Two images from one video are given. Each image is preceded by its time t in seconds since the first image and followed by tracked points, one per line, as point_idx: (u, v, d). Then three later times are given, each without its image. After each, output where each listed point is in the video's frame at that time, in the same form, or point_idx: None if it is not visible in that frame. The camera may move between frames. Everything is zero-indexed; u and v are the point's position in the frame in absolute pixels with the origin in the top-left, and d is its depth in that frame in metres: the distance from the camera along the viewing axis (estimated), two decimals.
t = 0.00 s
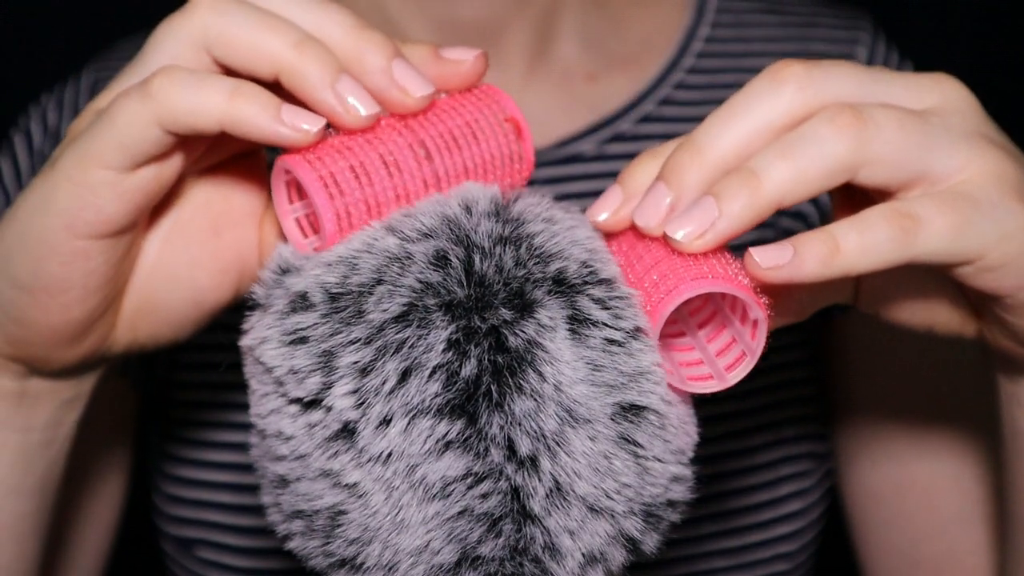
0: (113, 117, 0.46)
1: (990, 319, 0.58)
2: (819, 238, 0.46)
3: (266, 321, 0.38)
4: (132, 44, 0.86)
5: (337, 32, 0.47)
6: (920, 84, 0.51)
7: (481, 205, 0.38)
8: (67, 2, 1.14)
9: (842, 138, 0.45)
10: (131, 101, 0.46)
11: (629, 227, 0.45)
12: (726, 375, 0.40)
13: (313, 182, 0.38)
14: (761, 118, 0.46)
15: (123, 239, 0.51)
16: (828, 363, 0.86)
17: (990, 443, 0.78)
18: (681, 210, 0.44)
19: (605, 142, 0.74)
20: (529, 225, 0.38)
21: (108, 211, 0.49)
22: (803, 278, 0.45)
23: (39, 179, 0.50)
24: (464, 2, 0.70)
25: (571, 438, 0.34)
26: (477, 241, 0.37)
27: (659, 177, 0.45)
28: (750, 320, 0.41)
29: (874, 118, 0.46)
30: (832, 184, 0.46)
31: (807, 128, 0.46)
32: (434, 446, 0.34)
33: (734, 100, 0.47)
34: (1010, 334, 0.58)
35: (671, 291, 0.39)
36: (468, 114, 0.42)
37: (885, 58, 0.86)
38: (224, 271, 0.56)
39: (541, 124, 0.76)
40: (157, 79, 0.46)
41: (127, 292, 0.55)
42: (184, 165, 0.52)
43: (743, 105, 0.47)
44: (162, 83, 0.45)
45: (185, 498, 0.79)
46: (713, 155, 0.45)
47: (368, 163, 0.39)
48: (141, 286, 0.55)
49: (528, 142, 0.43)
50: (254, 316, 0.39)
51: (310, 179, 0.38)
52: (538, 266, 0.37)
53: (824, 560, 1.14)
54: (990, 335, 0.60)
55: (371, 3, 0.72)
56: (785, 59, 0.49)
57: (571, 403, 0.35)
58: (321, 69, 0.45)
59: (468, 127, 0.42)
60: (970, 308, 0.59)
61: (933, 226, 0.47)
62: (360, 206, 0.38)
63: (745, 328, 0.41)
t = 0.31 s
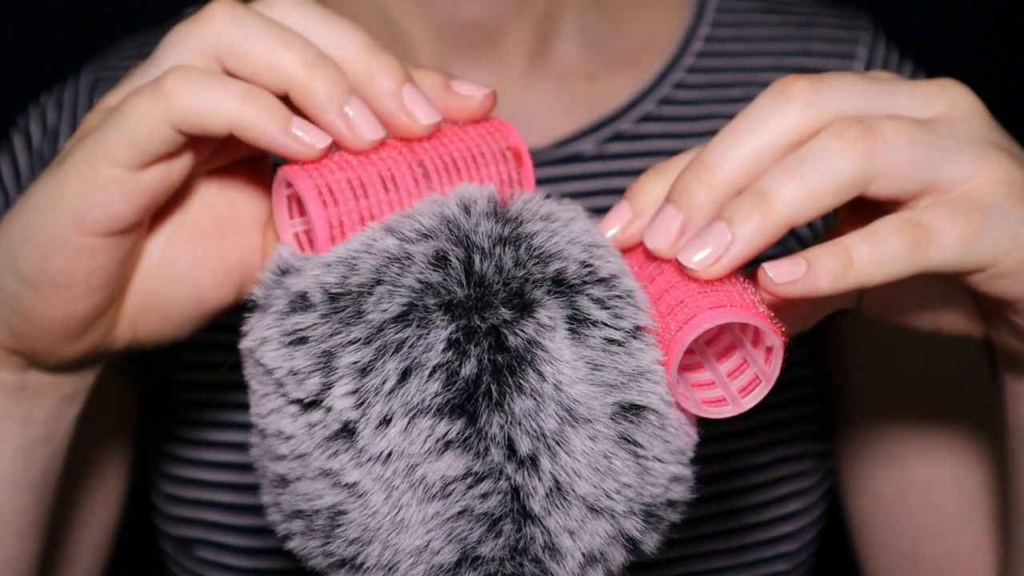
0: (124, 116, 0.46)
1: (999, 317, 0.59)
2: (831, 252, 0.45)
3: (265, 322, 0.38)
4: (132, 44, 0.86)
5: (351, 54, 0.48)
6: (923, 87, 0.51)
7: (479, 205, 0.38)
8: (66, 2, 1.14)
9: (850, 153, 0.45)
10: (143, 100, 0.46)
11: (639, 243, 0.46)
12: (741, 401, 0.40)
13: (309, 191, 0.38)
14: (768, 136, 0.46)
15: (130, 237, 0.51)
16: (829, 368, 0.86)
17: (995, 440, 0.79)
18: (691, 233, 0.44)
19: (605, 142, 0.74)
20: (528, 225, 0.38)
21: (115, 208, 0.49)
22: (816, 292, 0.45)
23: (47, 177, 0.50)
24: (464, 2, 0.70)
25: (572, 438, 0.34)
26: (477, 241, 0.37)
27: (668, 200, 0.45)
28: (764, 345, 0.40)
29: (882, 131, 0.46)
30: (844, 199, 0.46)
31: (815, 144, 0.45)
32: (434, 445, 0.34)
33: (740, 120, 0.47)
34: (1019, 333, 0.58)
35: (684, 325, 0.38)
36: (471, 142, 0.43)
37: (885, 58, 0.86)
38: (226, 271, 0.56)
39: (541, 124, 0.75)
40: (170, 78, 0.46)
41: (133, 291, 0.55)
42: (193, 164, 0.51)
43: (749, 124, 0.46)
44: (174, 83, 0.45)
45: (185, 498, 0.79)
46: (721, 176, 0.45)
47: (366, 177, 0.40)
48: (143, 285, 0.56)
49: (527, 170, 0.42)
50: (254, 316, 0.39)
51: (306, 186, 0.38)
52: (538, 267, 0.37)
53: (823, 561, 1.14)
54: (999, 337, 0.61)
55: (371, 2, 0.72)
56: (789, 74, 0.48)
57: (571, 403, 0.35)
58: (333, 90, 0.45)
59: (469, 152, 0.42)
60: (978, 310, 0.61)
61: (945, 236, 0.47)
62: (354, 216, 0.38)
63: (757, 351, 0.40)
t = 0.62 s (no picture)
0: (120, 121, 0.46)
1: (995, 309, 0.59)
2: (830, 241, 0.45)
3: (262, 326, 0.38)
4: (131, 43, 0.86)
5: (349, 81, 0.47)
6: (923, 83, 0.51)
7: (474, 206, 0.38)
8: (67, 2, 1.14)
9: (847, 142, 0.45)
10: (144, 110, 0.46)
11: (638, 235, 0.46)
12: (748, 397, 0.40)
13: (295, 216, 0.40)
14: (764, 128, 0.46)
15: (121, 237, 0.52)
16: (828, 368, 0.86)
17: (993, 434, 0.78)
18: (693, 229, 0.44)
19: (604, 140, 0.73)
20: (524, 223, 0.38)
21: (107, 210, 0.49)
22: (815, 280, 0.45)
23: (39, 174, 0.50)
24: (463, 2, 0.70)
25: (571, 434, 0.34)
26: (473, 241, 0.37)
27: (668, 198, 0.45)
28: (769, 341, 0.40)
29: (878, 119, 0.46)
30: (842, 188, 0.46)
31: (810, 136, 0.45)
32: (433, 444, 0.34)
33: (734, 114, 0.47)
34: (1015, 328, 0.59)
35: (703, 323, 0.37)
36: (460, 170, 0.44)
37: (885, 57, 0.86)
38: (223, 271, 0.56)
39: (542, 124, 0.75)
40: (170, 90, 0.45)
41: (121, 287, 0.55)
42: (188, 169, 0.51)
43: (745, 117, 0.46)
44: (175, 96, 0.45)
45: (183, 497, 0.79)
46: (719, 171, 0.45)
47: (353, 206, 0.41)
48: (138, 285, 0.55)
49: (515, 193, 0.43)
50: (253, 321, 0.39)
51: (290, 206, 0.40)
52: (533, 264, 0.36)
53: (823, 560, 1.14)
54: (992, 327, 0.61)
55: (371, 2, 0.72)
56: (785, 68, 0.48)
57: (570, 399, 0.35)
58: (328, 124, 0.45)
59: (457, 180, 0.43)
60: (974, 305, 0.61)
61: (942, 225, 0.48)
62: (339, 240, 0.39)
63: (761, 348, 0.41)
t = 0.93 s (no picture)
0: (116, 129, 0.47)
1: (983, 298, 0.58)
2: (816, 220, 0.46)
3: (260, 329, 0.37)
4: (130, 43, 0.86)
5: (343, 102, 0.45)
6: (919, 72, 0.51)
7: (471, 207, 0.38)
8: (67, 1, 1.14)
9: (842, 118, 0.45)
10: (141, 127, 0.46)
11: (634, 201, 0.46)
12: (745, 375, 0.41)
13: (284, 243, 0.40)
14: (763, 102, 0.46)
15: (111, 240, 0.51)
16: (828, 361, 0.86)
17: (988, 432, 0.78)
18: (695, 205, 0.44)
19: (603, 140, 0.73)
20: (520, 222, 0.38)
21: (96, 219, 0.49)
22: (803, 261, 0.45)
23: (29, 176, 0.50)
24: (461, 2, 0.70)
25: (570, 432, 0.34)
26: (470, 240, 0.36)
27: (669, 174, 0.45)
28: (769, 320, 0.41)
29: (873, 97, 0.47)
30: (837, 165, 0.46)
31: (808, 112, 0.46)
32: (432, 444, 0.34)
33: (734, 88, 0.47)
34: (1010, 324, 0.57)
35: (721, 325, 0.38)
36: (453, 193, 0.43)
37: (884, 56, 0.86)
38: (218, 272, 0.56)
39: (541, 124, 0.75)
40: (170, 111, 0.45)
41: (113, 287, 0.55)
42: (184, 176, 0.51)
43: (745, 91, 0.46)
44: (174, 118, 0.45)
45: (180, 497, 0.79)
46: (718, 147, 0.45)
47: (341, 229, 0.41)
48: (137, 286, 0.55)
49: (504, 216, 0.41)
50: (250, 323, 0.39)
51: (280, 232, 0.41)
52: (529, 261, 0.36)
53: (823, 559, 1.14)
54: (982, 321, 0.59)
55: (369, 3, 0.72)
56: (783, 42, 0.48)
57: (569, 396, 0.35)
58: (325, 149, 0.44)
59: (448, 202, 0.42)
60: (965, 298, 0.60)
61: (932, 206, 0.48)
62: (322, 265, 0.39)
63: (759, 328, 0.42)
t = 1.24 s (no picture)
0: (106, 138, 0.46)
1: (929, 286, 0.56)
2: (758, 157, 0.47)
3: (259, 331, 0.37)
4: (129, 43, 0.86)
5: (332, 122, 0.46)
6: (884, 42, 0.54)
7: (471, 208, 0.38)
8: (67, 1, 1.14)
9: (795, 54, 0.48)
10: (132, 141, 0.46)
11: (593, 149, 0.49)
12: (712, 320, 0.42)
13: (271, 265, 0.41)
14: (719, 47, 0.49)
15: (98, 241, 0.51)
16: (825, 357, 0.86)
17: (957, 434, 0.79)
18: (654, 142, 0.47)
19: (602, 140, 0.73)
20: (519, 221, 0.37)
21: (78, 222, 0.49)
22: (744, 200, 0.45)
23: (16, 178, 0.50)
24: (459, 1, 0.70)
25: (570, 432, 0.34)
26: (468, 240, 0.36)
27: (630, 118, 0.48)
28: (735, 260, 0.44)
29: (825, 41, 0.49)
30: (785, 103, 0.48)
31: (762, 50, 0.48)
32: (432, 444, 0.34)
33: (696, 33, 0.50)
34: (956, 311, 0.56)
35: (696, 249, 0.40)
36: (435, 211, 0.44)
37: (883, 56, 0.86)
38: (213, 273, 0.55)
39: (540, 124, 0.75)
40: (162, 130, 0.45)
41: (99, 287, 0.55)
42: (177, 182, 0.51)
43: (705, 35, 0.49)
44: (166, 137, 0.45)
45: (179, 497, 0.79)
46: (675, 85, 0.48)
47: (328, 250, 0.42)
48: (132, 286, 0.55)
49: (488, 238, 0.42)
50: (249, 324, 0.39)
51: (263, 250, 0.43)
52: (527, 260, 0.36)
53: (823, 561, 1.14)
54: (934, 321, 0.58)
55: (367, 3, 0.72)
56: None
57: (569, 395, 0.35)
58: (313, 170, 0.44)
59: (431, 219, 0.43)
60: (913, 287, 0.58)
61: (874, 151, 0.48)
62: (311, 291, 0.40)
63: (721, 276, 0.44)
